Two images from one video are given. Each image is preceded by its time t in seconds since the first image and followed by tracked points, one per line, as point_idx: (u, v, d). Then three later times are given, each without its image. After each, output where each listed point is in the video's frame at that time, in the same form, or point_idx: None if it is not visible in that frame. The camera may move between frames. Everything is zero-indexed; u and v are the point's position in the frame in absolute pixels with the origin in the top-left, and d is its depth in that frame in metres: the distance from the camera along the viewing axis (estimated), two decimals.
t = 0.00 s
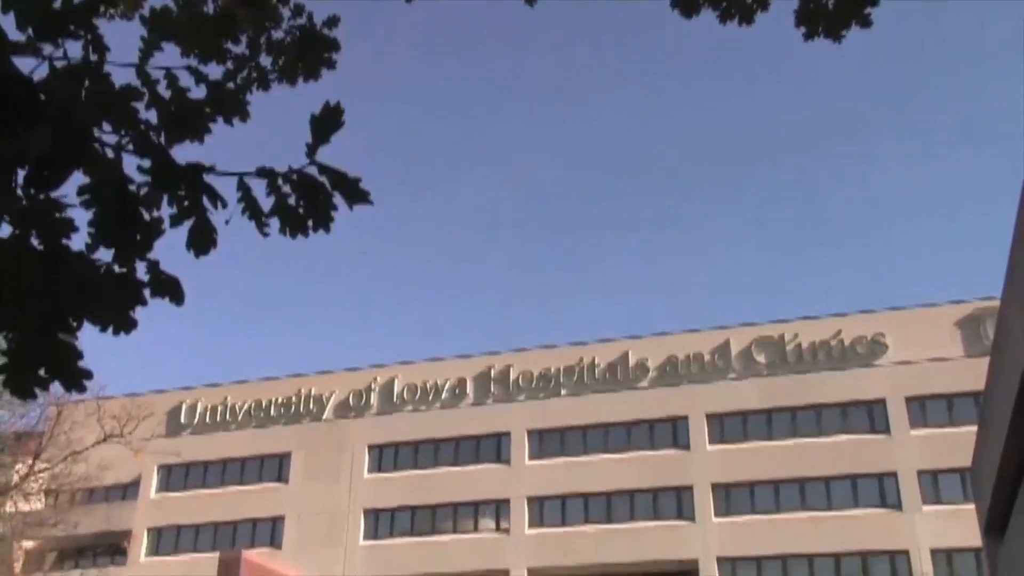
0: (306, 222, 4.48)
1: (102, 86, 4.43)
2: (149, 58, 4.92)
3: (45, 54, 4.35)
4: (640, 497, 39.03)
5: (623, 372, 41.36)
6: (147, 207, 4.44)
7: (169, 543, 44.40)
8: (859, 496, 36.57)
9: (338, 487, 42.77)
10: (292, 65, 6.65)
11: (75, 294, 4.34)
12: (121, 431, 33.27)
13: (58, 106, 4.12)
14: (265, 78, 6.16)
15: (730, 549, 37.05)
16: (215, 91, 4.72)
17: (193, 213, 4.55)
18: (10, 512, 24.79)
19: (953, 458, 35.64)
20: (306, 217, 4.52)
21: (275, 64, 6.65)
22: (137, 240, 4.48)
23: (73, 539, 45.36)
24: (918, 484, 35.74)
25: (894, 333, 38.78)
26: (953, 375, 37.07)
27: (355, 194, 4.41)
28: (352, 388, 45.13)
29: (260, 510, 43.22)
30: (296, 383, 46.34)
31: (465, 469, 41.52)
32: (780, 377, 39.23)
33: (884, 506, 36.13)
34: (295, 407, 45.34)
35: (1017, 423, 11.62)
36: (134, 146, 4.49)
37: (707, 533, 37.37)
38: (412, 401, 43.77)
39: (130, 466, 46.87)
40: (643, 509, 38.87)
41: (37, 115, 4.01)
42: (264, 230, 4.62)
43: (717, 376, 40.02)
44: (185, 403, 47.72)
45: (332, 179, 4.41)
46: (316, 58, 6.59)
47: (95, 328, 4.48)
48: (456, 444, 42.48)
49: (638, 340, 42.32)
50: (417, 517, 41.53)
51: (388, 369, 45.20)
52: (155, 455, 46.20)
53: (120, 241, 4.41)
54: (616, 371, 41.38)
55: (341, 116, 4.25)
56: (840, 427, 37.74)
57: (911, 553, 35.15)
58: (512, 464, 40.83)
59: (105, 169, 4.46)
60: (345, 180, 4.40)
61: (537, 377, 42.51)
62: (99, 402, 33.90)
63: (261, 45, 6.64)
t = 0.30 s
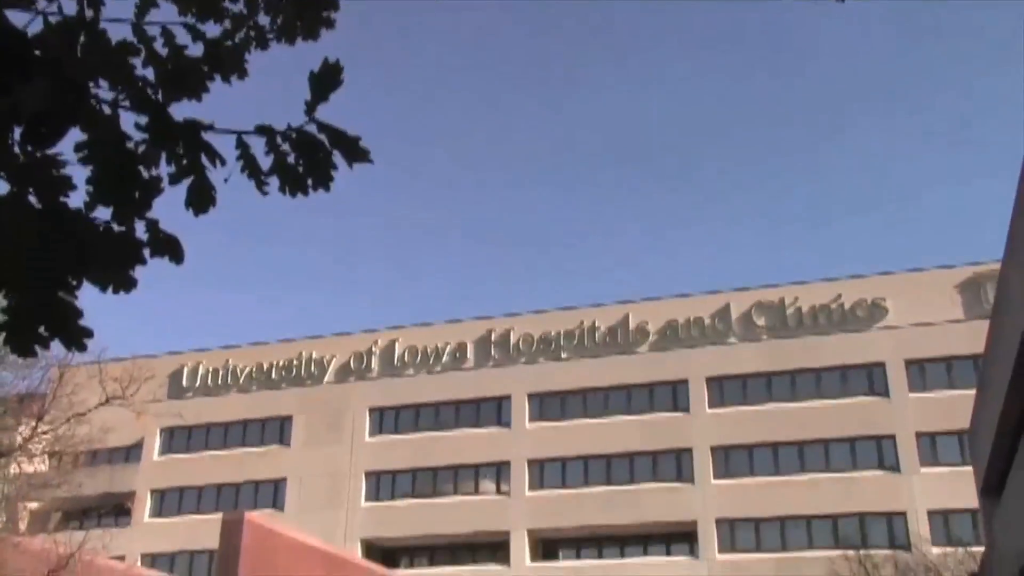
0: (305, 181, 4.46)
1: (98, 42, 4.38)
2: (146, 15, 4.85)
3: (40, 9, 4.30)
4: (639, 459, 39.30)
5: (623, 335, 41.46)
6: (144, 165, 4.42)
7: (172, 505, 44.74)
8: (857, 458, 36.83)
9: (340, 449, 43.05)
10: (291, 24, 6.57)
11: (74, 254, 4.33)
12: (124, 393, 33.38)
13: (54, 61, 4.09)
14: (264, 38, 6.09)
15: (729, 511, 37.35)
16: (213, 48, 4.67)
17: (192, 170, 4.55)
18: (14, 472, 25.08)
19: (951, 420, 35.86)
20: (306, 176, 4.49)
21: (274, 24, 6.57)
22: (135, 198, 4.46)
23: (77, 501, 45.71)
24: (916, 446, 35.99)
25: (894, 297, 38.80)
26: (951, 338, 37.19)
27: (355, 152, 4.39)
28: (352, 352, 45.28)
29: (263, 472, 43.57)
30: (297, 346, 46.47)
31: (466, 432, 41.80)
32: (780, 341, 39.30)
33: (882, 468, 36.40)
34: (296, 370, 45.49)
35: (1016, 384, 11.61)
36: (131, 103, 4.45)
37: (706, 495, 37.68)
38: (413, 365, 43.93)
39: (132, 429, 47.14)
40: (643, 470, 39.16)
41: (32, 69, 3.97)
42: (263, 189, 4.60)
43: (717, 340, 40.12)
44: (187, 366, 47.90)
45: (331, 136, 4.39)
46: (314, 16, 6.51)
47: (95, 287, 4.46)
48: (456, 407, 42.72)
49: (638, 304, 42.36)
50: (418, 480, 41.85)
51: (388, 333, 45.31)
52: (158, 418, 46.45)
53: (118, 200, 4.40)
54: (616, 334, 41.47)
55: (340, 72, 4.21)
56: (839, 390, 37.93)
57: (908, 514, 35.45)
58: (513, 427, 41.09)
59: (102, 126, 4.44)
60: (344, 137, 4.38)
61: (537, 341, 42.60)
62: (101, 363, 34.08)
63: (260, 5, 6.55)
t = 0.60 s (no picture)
0: (305, 140, 4.45)
1: None
2: None
3: None
4: (639, 421, 39.52)
5: (623, 298, 41.51)
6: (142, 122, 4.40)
7: (174, 466, 45.08)
8: (855, 419, 37.08)
9: (341, 411, 43.30)
10: None
11: (72, 211, 4.34)
12: (125, 355, 33.49)
13: (48, 13, 4.03)
14: None
15: (728, 473, 37.61)
16: (211, 3, 4.58)
17: (191, 127, 4.59)
18: (17, 433, 25.19)
19: (949, 382, 36.07)
20: (305, 135, 4.48)
21: None
22: (132, 154, 4.46)
23: (79, 461, 46.04)
24: (914, 408, 36.20)
25: (895, 259, 38.77)
26: (951, 301, 37.26)
27: (357, 113, 4.37)
28: (353, 315, 45.32)
29: (265, 433, 43.88)
30: (297, 309, 46.50)
31: (466, 395, 42.00)
32: (780, 304, 39.37)
33: (880, 430, 36.64)
34: (297, 332, 45.56)
35: (1016, 346, 11.61)
36: (125, 57, 4.39)
37: (705, 457, 37.96)
38: (413, 328, 44.00)
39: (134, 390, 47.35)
40: (642, 432, 39.41)
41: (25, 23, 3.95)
42: (262, 147, 4.58)
43: (717, 303, 40.17)
44: (188, 328, 47.99)
45: (331, 96, 4.36)
46: None
47: (93, 246, 4.47)
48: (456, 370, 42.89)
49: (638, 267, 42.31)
50: (419, 442, 42.14)
51: (388, 296, 45.31)
52: (159, 379, 46.63)
53: (115, 157, 4.39)
54: (616, 297, 41.52)
55: (338, 28, 4.16)
56: (839, 352, 38.13)
57: (905, 475, 35.71)
58: (513, 389, 41.30)
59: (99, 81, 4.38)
60: (344, 98, 4.36)
61: (537, 303, 42.64)
62: (101, 325, 34.11)
63: None
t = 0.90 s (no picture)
0: (304, 103, 4.42)
1: None
2: None
3: None
4: (639, 388, 39.66)
5: (624, 266, 41.50)
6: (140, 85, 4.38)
7: (177, 433, 45.35)
8: (855, 387, 37.23)
9: (343, 378, 43.45)
10: None
11: (71, 173, 4.32)
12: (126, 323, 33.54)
13: None
14: None
15: (727, 440, 37.79)
16: None
17: (189, 89, 4.56)
18: (20, 400, 25.30)
19: (949, 349, 36.19)
20: (304, 97, 4.45)
21: None
22: (130, 118, 4.43)
23: (82, 428, 46.29)
24: (914, 375, 36.35)
25: (896, 227, 38.70)
26: (951, 268, 37.29)
27: (356, 74, 4.33)
28: (353, 282, 45.33)
29: (267, 400, 44.10)
30: (297, 276, 46.49)
31: (467, 362, 42.12)
32: (781, 271, 39.37)
33: (879, 397, 36.79)
34: (297, 300, 45.59)
35: (1014, 312, 11.62)
36: (123, 18, 4.35)
37: (704, 424, 38.16)
38: (414, 296, 44.02)
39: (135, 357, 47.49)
40: (642, 400, 39.56)
41: None
42: (261, 109, 4.55)
43: (717, 271, 40.16)
44: (188, 296, 48.04)
45: (330, 57, 4.32)
46: None
47: (93, 210, 4.47)
48: (457, 337, 42.98)
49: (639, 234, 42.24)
50: (420, 408, 42.34)
51: (389, 263, 45.29)
52: (160, 346, 46.74)
53: (114, 119, 4.37)
54: (617, 265, 41.51)
55: None
56: (839, 320, 38.22)
57: (903, 442, 35.89)
58: (513, 357, 41.44)
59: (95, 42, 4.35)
60: (344, 59, 4.32)
61: (538, 271, 42.63)
62: (101, 292, 34.12)
63: None
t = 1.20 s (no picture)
0: (303, 70, 4.40)
1: None
2: None
3: None
4: (639, 359, 39.79)
5: (625, 237, 41.45)
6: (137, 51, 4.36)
7: (178, 403, 45.54)
8: (855, 358, 37.33)
9: (344, 350, 43.56)
10: None
11: (68, 140, 4.31)
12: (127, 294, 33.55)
13: None
14: None
15: (727, 411, 37.94)
16: None
17: (186, 55, 4.53)
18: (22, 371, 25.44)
19: (949, 320, 36.23)
20: (303, 63, 4.42)
21: None
22: (127, 84, 4.42)
23: (84, 399, 46.44)
24: (913, 346, 36.43)
25: (898, 198, 38.60)
26: (953, 238, 37.24)
27: (355, 41, 4.31)
28: (354, 254, 45.28)
29: (268, 372, 44.24)
30: (298, 248, 46.44)
31: (468, 334, 42.21)
32: (782, 243, 39.34)
33: (880, 368, 36.88)
34: (298, 272, 45.56)
35: (1015, 283, 11.59)
36: None
37: (705, 395, 38.29)
38: (415, 268, 44.01)
39: (137, 328, 47.55)
40: (643, 371, 39.69)
41: None
42: (260, 76, 4.52)
43: (718, 243, 40.11)
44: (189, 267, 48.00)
45: (329, 23, 4.30)
46: None
47: (91, 177, 4.47)
48: (458, 309, 43.02)
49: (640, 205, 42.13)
50: (421, 379, 42.47)
51: (389, 235, 45.22)
52: (161, 318, 46.78)
53: (110, 86, 4.35)
54: (617, 237, 41.46)
55: None
56: (840, 291, 38.24)
57: (903, 413, 36.01)
58: (514, 328, 41.53)
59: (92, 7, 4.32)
60: (342, 25, 4.29)
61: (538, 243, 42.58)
62: (102, 264, 34.08)
63: None
